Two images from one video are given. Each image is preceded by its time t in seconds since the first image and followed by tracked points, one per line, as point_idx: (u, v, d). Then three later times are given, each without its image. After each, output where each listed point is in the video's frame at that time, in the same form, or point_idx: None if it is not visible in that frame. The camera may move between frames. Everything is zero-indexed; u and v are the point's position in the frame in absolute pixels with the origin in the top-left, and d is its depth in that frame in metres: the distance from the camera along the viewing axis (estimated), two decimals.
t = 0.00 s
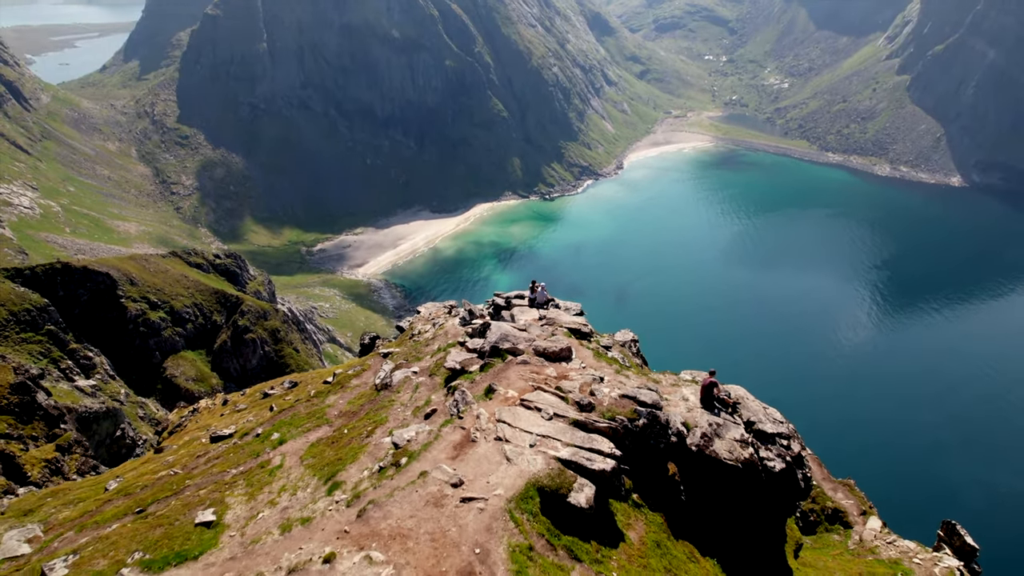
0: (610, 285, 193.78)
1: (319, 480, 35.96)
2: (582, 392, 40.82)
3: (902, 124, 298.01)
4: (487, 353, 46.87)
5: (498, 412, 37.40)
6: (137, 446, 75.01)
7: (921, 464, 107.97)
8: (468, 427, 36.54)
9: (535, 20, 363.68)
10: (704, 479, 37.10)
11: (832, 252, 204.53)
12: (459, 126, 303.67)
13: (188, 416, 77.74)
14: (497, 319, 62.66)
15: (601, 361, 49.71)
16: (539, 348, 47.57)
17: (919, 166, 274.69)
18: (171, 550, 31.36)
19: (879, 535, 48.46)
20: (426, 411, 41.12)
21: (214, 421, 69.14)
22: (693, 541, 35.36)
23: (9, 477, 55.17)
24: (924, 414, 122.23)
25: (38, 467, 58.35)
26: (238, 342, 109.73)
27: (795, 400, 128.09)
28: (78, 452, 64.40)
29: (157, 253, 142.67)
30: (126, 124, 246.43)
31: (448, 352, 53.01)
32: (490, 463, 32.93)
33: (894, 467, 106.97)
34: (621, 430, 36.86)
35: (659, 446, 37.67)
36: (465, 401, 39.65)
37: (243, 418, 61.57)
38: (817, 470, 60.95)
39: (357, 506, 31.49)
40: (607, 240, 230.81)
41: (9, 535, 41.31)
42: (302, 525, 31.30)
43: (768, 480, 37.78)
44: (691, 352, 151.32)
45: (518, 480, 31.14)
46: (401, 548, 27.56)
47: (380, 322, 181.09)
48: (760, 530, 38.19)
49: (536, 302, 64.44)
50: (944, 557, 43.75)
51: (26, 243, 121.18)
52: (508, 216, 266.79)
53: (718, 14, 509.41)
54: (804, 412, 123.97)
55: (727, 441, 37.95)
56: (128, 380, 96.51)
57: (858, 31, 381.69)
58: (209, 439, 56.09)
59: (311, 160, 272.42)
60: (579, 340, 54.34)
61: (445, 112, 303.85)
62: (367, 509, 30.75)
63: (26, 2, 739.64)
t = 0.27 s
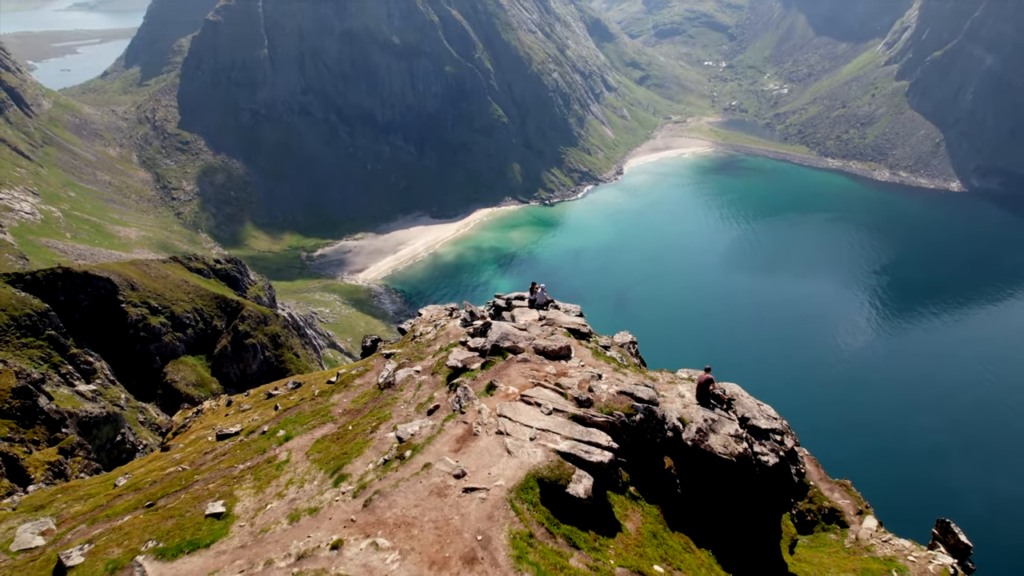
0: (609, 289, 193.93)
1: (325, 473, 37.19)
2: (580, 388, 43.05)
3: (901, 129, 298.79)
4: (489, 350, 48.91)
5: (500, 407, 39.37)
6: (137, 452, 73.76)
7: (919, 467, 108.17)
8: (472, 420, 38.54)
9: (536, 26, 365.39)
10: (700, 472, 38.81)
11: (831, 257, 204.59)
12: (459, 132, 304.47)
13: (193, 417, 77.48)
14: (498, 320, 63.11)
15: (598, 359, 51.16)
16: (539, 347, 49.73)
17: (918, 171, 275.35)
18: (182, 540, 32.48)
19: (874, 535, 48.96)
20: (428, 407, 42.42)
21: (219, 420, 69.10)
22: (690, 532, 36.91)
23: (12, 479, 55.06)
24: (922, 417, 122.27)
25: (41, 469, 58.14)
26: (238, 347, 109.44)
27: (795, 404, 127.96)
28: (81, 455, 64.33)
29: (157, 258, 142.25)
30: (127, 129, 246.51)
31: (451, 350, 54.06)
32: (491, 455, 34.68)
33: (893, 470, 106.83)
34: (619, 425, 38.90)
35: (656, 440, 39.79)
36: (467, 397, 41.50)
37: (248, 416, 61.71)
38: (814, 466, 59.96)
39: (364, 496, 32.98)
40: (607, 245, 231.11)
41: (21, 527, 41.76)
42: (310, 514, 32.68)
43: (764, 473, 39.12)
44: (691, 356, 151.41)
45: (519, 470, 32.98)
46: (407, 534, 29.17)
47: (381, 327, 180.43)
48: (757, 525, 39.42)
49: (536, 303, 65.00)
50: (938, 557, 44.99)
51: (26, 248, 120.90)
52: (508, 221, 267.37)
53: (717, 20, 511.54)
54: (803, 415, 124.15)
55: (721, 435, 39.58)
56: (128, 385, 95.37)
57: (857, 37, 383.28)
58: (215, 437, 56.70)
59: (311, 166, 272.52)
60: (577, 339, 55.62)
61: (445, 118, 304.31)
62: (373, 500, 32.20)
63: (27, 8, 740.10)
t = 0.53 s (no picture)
0: (609, 294, 194.05)
1: (330, 466, 37.07)
2: (579, 384, 43.55)
3: (900, 134, 299.63)
4: (489, 349, 49.01)
5: (500, 402, 39.59)
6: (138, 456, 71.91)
7: (919, 470, 108.24)
8: (473, 414, 38.72)
9: (536, 32, 367.02)
10: (694, 465, 39.75)
11: (831, 262, 204.61)
12: (459, 137, 305.17)
13: (198, 418, 76.68)
14: (499, 320, 64.00)
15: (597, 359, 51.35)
16: (538, 345, 50.29)
17: (917, 177, 276.02)
18: (193, 529, 32.56)
19: (871, 533, 48.12)
20: (431, 403, 42.52)
21: (226, 419, 68.70)
22: (685, 523, 37.34)
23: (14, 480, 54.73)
24: (921, 421, 122.29)
25: (44, 472, 57.86)
26: (239, 352, 108.47)
27: (794, 408, 127.86)
28: (83, 458, 63.65)
29: (158, 263, 141.96)
30: (128, 135, 246.74)
31: (452, 349, 53.79)
32: (492, 447, 34.86)
33: (893, 474, 106.73)
34: (616, 419, 39.31)
35: (652, 434, 40.16)
36: (469, 393, 41.65)
37: (255, 414, 61.30)
38: (810, 464, 57.94)
39: (369, 486, 33.13)
40: (606, 250, 231.32)
41: (34, 520, 42.14)
42: (318, 503, 32.76)
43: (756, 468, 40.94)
44: (691, 359, 151.44)
45: (519, 462, 33.23)
46: (411, 522, 29.36)
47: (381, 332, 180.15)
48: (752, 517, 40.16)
49: (536, 304, 65.97)
50: (932, 554, 44.93)
51: (27, 252, 120.66)
52: (507, 226, 267.69)
53: (717, 26, 514.10)
54: (802, 418, 124.26)
55: (716, 430, 40.97)
56: (128, 391, 94.88)
57: (856, 43, 385.10)
58: (222, 434, 56.48)
59: (311, 171, 272.94)
60: (576, 339, 56.27)
61: (446, 123, 305.06)
62: (377, 491, 32.20)
63: (30, 15, 742.64)
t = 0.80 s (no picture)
0: (609, 299, 193.76)
1: (337, 458, 37.52)
2: (578, 379, 43.54)
3: (900, 140, 300.26)
4: (490, 346, 49.10)
5: (501, 397, 39.54)
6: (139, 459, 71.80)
7: (920, 474, 107.76)
8: (473, 408, 38.64)
9: (535, 38, 368.61)
10: (690, 459, 38.75)
11: (831, 267, 204.26)
12: (460, 143, 305.68)
13: (202, 418, 76.27)
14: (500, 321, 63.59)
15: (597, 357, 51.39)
16: (538, 343, 50.11)
17: (916, 182, 276.52)
18: (205, 517, 32.68)
19: (865, 531, 46.97)
20: (434, 399, 42.73)
21: (232, 418, 68.64)
22: (683, 516, 36.48)
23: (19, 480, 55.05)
24: (922, 425, 121.83)
25: (48, 473, 58.35)
26: (239, 357, 108.48)
27: (795, 413, 127.18)
28: (87, 460, 63.76)
29: (158, 268, 141.48)
30: (130, 141, 246.82)
31: (453, 348, 53.89)
32: (495, 440, 34.77)
33: (895, 479, 106.08)
34: (614, 414, 39.17)
35: (648, 428, 39.85)
36: (471, 388, 41.57)
37: (260, 413, 61.39)
38: (807, 466, 57.88)
39: (374, 477, 33.10)
40: (606, 255, 231.24)
41: (50, 513, 43.08)
42: (326, 493, 33.04)
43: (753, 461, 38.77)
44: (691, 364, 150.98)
45: (519, 453, 33.04)
46: (416, 508, 29.23)
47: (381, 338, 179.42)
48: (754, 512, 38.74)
49: (536, 304, 65.53)
50: (926, 550, 43.63)
51: (28, 259, 120.43)
52: (507, 231, 267.73)
53: (716, 32, 516.76)
54: (803, 422, 123.83)
55: (709, 425, 39.49)
56: (128, 396, 94.97)
57: (856, 49, 386.66)
58: (229, 432, 56.60)
59: (312, 178, 273.09)
60: (575, 338, 56.30)
61: (446, 129, 305.15)
62: (381, 482, 32.13)
63: (33, 23, 746.34)
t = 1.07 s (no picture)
0: (609, 304, 193.59)
1: (344, 451, 38.09)
2: (577, 376, 43.96)
3: (899, 146, 301.18)
4: (491, 345, 49.77)
5: (503, 392, 40.26)
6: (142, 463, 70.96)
7: (922, 479, 107.33)
8: (475, 402, 39.47)
9: (535, 45, 370.44)
10: (686, 453, 40.08)
11: (832, 273, 204.12)
12: (460, 149, 306.37)
13: (207, 420, 75.64)
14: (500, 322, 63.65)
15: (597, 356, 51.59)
16: (539, 342, 50.28)
17: (916, 188, 277.26)
18: (218, 506, 32.85)
19: (861, 529, 45.78)
20: (438, 395, 43.01)
21: (241, 416, 68.49)
22: (677, 508, 37.77)
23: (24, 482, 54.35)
24: (923, 430, 121.47)
25: (53, 476, 57.72)
26: (240, 363, 107.91)
27: (796, 417, 126.71)
28: (91, 463, 63.04)
29: (159, 274, 141.12)
30: (131, 147, 246.88)
31: (456, 347, 54.67)
32: (496, 433, 35.47)
33: (896, 484, 105.70)
34: (613, 409, 40.14)
35: (645, 422, 41.25)
36: (473, 384, 42.13)
37: (266, 411, 61.46)
38: (806, 467, 56.28)
39: (380, 467, 33.86)
40: (606, 261, 231.23)
41: (66, 505, 42.60)
42: (335, 482, 33.53)
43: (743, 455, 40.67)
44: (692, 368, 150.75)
45: (520, 445, 33.93)
46: (421, 496, 29.94)
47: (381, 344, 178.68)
48: (745, 505, 40.16)
49: (537, 305, 65.47)
50: (922, 547, 42.27)
51: (29, 264, 120.07)
52: (507, 237, 267.98)
53: (715, 38, 519.45)
54: (804, 426, 123.51)
55: (705, 419, 40.59)
56: (129, 402, 93.87)
57: (855, 56, 388.47)
58: (237, 429, 56.53)
59: (312, 184, 272.91)
60: (575, 338, 56.56)
61: (446, 135, 305.70)
62: (385, 473, 32.84)
63: (35, 30, 749.35)
